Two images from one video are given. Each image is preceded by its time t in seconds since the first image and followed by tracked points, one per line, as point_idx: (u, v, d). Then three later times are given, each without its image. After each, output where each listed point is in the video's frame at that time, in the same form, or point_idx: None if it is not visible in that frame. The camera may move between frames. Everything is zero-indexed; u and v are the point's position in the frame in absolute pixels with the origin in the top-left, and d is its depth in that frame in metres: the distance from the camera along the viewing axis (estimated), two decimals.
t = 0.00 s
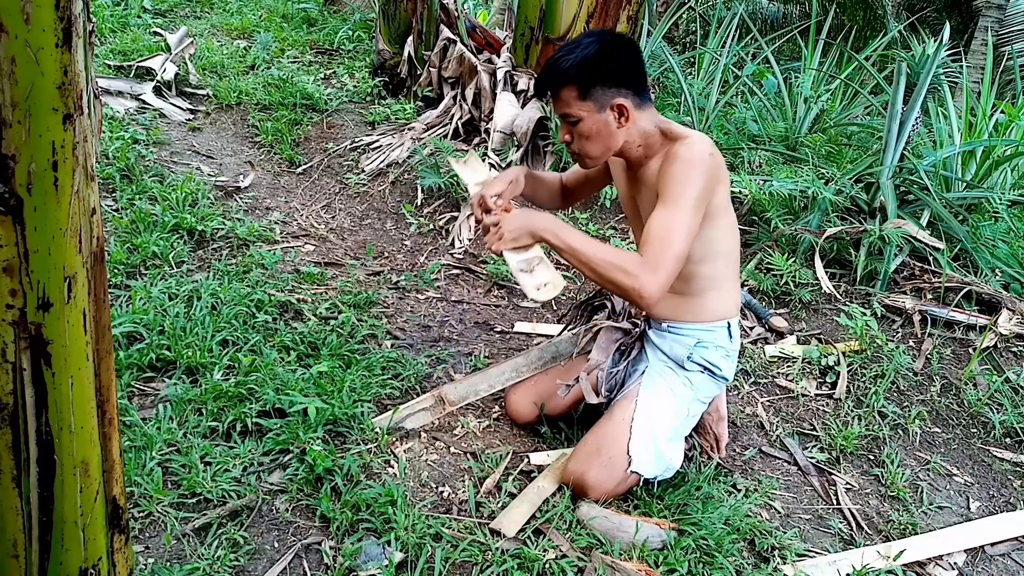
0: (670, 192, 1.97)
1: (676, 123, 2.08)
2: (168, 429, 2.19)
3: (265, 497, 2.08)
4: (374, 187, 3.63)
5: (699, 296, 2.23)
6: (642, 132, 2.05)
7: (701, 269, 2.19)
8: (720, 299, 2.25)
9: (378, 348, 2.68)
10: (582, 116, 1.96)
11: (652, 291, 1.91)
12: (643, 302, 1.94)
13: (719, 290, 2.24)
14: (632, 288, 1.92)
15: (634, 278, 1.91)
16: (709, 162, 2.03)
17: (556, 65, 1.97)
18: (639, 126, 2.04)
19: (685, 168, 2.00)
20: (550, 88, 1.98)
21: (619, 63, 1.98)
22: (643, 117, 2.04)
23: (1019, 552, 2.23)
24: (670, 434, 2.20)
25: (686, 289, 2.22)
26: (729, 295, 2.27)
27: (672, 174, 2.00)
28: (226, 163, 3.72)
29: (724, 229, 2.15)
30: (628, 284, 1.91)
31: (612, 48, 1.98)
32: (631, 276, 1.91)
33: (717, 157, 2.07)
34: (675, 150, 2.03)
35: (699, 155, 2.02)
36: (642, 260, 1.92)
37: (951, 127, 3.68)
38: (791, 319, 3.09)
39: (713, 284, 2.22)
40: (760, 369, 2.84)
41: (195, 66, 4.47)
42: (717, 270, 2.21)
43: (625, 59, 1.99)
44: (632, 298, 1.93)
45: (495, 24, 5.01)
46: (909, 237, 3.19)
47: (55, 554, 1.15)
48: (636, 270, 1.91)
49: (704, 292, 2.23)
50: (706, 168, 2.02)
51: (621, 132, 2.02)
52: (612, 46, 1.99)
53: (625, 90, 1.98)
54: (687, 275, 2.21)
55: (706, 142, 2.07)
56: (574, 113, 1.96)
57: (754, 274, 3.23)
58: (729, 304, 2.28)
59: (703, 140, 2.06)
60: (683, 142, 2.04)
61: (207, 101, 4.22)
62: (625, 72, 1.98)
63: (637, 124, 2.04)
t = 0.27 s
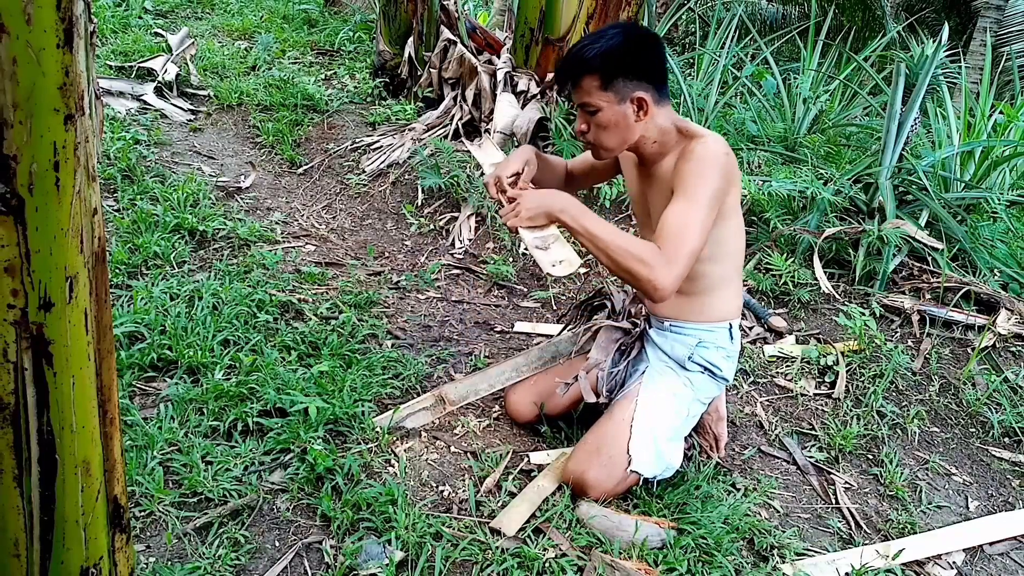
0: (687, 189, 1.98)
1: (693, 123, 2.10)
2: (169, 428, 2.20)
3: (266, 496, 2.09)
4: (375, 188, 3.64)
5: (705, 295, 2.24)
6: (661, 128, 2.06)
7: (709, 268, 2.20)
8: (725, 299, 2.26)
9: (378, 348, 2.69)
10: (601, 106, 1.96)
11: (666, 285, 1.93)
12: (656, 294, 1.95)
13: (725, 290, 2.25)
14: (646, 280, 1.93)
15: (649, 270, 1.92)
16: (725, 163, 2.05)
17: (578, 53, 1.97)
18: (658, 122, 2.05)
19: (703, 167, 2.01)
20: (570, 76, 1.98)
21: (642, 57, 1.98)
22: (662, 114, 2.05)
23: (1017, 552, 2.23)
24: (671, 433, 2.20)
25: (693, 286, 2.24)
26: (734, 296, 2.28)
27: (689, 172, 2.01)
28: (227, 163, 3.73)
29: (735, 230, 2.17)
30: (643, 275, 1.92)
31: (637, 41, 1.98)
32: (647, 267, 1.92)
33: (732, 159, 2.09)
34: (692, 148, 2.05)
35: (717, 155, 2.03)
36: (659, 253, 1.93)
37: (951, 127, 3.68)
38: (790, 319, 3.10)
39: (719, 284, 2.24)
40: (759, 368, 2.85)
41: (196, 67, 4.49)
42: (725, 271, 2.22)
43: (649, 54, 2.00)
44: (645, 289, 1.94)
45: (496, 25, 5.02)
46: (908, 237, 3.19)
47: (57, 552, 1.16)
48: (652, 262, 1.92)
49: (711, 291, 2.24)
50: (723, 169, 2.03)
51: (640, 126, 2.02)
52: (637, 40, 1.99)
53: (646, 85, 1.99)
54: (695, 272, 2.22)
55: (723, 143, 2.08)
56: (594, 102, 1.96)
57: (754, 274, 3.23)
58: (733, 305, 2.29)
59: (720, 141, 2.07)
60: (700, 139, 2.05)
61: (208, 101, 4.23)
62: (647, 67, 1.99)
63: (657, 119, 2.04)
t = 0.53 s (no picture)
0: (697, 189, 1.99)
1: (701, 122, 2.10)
2: (169, 429, 2.20)
3: (266, 496, 2.09)
4: (375, 188, 3.64)
5: (707, 294, 2.25)
6: (669, 126, 2.05)
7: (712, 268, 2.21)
8: (727, 298, 2.27)
9: (378, 348, 2.69)
10: (611, 103, 1.96)
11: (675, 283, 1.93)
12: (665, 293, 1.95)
13: (727, 290, 2.26)
14: (656, 279, 1.93)
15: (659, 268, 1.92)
16: (732, 164, 2.05)
17: (589, 47, 1.96)
18: (667, 121, 2.04)
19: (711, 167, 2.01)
20: (579, 71, 1.98)
21: (652, 55, 1.97)
22: (670, 113, 2.05)
23: (1017, 552, 2.23)
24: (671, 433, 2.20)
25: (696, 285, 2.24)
26: (735, 295, 2.29)
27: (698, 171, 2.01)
28: (227, 163, 3.73)
29: (738, 230, 2.18)
30: (653, 273, 1.92)
31: (648, 38, 1.97)
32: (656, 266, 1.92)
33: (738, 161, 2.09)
34: (699, 147, 2.05)
35: (725, 156, 2.04)
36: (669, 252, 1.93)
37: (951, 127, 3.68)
38: (790, 319, 3.10)
39: (722, 283, 2.24)
40: (759, 368, 2.85)
41: (196, 67, 4.49)
42: (728, 270, 2.23)
43: (659, 52, 1.99)
44: (652, 286, 1.95)
45: (496, 25, 5.02)
46: (908, 237, 3.19)
47: (58, 552, 1.16)
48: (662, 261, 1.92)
49: (713, 290, 2.24)
50: (730, 170, 2.04)
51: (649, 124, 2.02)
52: (647, 36, 1.99)
53: (656, 83, 1.98)
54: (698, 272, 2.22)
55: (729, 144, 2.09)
56: (603, 98, 1.96)
57: (754, 274, 3.23)
58: (734, 305, 2.30)
59: (727, 142, 2.07)
60: (708, 138, 2.06)
61: (209, 101, 4.23)
62: (657, 64, 1.98)
63: (666, 118, 2.04)
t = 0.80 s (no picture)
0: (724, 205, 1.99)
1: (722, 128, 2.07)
2: (169, 429, 2.20)
3: (266, 497, 2.09)
4: (375, 188, 3.64)
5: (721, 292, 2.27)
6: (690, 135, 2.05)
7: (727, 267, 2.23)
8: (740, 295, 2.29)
9: (378, 348, 2.69)
10: (629, 115, 1.96)
11: (706, 306, 1.98)
12: (694, 311, 2.00)
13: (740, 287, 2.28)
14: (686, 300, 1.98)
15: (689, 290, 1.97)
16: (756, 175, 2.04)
17: (608, 56, 1.95)
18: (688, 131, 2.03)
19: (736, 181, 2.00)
20: (598, 79, 1.96)
21: (671, 64, 1.96)
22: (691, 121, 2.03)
23: (1017, 552, 2.23)
24: (671, 433, 2.22)
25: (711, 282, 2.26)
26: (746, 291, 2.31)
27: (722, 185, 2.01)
28: (227, 163, 3.73)
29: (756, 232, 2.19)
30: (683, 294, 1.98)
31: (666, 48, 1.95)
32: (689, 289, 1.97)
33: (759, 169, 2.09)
34: (720, 155, 2.03)
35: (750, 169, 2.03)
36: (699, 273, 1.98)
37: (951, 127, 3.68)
38: (790, 319, 3.10)
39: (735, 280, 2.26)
40: (760, 368, 2.85)
41: (196, 67, 4.49)
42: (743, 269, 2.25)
43: (677, 59, 1.97)
44: (683, 304, 2.00)
45: (496, 25, 5.02)
46: (909, 237, 3.19)
47: (58, 551, 1.16)
48: (693, 284, 1.97)
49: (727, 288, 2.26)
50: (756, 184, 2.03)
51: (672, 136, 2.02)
52: (666, 45, 1.96)
53: (675, 93, 1.97)
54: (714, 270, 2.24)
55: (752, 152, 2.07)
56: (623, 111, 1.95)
57: (754, 274, 3.23)
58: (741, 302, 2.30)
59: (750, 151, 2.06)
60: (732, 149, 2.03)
61: (209, 101, 4.23)
62: (676, 73, 1.97)
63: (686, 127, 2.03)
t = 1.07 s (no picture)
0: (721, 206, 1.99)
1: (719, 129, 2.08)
2: (169, 429, 2.20)
3: (266, 497, 2.09)
4: (375, 188, 3.64)
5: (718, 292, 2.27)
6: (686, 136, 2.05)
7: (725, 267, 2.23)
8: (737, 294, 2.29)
9: (378, 348, 2.69)
10: (622, 115, 1.96)
11: (704, 305, 1.98)
12: (692, 311, 2.00)
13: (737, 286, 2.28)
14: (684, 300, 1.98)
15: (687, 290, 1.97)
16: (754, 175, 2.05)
17: (600, 58, 1.95)
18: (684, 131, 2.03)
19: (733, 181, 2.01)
20: (590, 81, 1.96)
21: (662, 64, 1.96)
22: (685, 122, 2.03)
23: (1017, 552, 2.23)
24: (671, 433, 2.22)
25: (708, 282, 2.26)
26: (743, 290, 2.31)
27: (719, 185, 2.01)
28: (227, 163, 3.73)
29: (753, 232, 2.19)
30: (681, 294, 1.97)
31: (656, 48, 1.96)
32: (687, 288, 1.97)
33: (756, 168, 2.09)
34: (717, 155, 2.03)
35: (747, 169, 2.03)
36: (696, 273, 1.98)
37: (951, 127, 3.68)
38: (790, 319, 3.10)
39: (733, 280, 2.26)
40: (760, 368, 2.85)
41: (196, 67, 4.49)
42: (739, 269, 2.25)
43: (668, 60, 1.97)
44: (680, 304, 2.00)
45: (496, 25, 5.02)
46: (909, 237, 3.19)
47: (58, 552, 1.16)
48: (691, 283, 1.97)
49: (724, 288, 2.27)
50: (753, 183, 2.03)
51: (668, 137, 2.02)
52: (656, 46, 1.96)
53: (667, 93, 1.98)
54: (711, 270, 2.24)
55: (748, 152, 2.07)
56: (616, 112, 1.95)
57: (754, 274, 3.23)
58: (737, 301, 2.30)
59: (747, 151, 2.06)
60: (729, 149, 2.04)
61: (208, 101, 4.23)
62: (668, 73, 1.97)
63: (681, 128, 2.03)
